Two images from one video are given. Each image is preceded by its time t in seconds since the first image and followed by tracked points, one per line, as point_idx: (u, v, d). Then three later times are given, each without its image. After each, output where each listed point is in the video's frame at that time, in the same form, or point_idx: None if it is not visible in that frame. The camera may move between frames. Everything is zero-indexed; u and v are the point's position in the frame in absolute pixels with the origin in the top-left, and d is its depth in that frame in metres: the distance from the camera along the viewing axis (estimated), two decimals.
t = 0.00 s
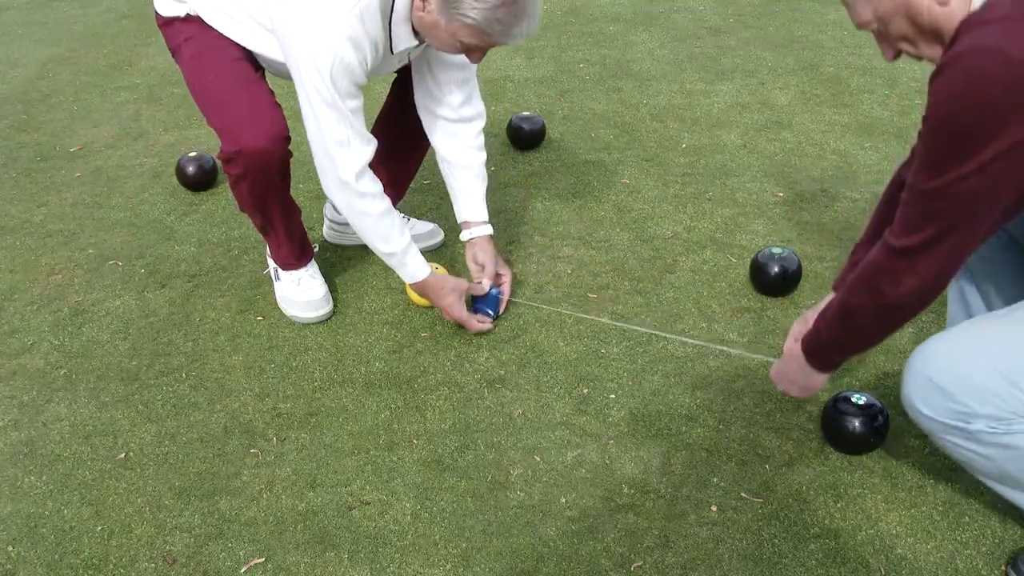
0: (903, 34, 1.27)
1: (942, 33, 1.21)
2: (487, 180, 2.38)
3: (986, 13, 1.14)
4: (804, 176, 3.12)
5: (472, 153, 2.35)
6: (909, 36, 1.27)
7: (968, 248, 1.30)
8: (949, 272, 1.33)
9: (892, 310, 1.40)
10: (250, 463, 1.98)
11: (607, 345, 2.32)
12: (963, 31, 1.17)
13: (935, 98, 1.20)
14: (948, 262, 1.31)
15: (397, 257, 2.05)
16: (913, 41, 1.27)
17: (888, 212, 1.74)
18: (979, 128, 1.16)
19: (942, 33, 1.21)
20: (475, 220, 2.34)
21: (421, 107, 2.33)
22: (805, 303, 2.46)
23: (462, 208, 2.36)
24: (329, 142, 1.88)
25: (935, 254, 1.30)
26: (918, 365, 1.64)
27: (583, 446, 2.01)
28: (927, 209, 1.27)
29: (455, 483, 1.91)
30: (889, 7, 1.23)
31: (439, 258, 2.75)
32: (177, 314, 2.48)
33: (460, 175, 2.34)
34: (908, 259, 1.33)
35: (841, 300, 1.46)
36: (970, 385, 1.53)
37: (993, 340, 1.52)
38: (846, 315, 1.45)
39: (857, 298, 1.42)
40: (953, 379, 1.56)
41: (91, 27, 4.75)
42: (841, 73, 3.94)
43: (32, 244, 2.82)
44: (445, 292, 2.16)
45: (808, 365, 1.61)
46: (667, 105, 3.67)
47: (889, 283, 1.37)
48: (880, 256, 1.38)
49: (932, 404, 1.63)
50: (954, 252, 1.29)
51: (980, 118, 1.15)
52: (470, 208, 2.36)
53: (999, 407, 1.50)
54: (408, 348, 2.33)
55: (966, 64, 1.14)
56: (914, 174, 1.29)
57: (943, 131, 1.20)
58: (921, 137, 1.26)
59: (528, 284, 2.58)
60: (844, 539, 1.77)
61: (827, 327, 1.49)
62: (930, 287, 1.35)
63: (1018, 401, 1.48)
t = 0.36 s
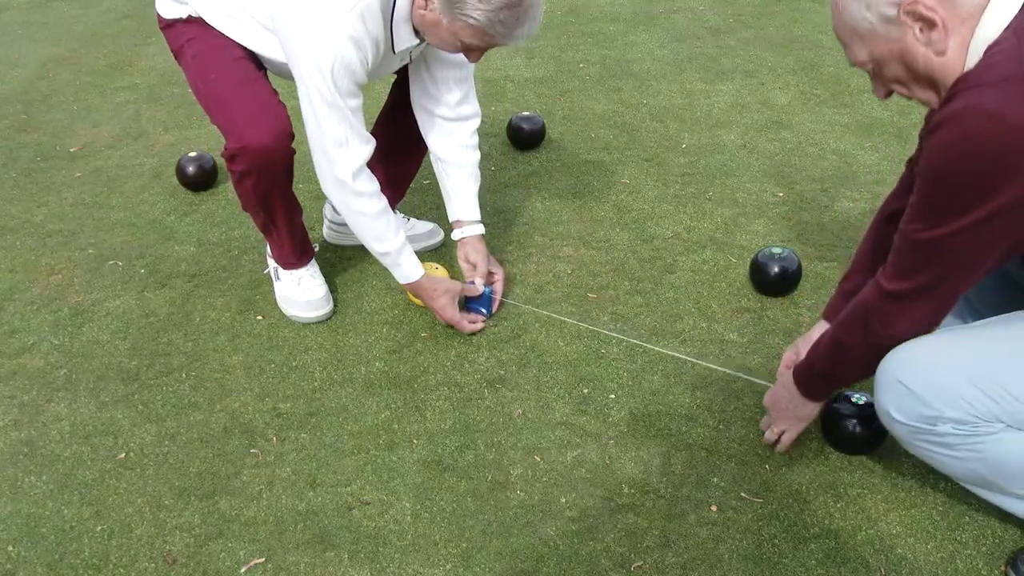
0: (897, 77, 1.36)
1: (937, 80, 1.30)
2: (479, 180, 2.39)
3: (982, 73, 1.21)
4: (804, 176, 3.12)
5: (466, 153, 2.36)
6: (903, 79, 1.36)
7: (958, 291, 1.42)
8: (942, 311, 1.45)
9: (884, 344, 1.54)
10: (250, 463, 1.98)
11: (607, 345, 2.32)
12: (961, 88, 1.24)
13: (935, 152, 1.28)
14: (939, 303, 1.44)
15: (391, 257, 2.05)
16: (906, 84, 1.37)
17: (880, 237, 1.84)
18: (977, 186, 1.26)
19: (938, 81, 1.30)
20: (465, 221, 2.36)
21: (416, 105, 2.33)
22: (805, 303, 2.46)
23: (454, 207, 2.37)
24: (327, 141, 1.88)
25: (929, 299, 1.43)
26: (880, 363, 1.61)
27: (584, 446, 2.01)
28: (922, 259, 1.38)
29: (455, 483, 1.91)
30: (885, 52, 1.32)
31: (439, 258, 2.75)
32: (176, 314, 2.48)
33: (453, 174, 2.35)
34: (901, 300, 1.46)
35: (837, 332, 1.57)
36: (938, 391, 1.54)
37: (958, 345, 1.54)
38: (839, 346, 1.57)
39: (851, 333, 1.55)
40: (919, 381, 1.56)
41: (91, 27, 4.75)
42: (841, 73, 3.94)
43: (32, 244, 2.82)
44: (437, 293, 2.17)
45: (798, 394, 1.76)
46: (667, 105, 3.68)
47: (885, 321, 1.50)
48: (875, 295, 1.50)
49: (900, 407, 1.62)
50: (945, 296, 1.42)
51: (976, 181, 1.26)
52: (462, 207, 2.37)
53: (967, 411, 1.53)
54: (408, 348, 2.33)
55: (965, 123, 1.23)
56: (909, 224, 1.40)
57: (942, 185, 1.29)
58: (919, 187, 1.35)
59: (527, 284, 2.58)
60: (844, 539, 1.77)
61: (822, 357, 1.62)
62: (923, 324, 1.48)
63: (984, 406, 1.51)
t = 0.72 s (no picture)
0: (897, 82, 1.36)
1: (938, 85, 1.31)
2: (475, 181, 2.40)
3: (988, 81, 1.21)
4: (804, 176, 3.12)
5: (461, 154, 2.36)
6: (903, 84, 1.36)
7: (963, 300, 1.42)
8: (946, 318, 1.46)
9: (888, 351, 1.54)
10: (250, 462, 1.98)
11: (607, 345, 2.32)
12: (967, 98, 1.24)
13: (941, 160, 1.28)
14: (944, 311, 1.44)
15: (387, 257, 2.05)
16: (906, 89, 1.37)
17: (878, 242, 1.85)
18: (984, 194, 1.26)
19: (940, 86, 1.31)
20: (460, 221, 2.38)
21: (413, 104, 2.33)
22: (805, 303, 2.46)
23: (449, 208, 2.38)
24: (323, 141, 1.88)
25: (933, 306, 1.44)
26: (896, 359, 1.60)
27: (584, 446, 2.01)
28: (927, 267, 1.38)
29: (455, 483, 1.91)
30: (887, 58, 1.31)
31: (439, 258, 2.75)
32: (176, 314, 2.48)
33: (449, 174, 2.36)
34: (906, 309, 1.46)
35: (841, 340, 1.57)
36: (952, 387, 1.54)
37: (975, 342, 1.55)
38: (844, 354, 1.57)
39: (855, 341, 1.55)
40: (936, 377, 1.55)
41: (91, 27, 4.75)
42: (841, 73, 3.94)
43: (32, 244, 2.82)
44: (433, 293, 2.17)
45: (802, 400, 1.76)
46: (667, 105, 3.68)
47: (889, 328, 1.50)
48: (880, 303, 1.50)
49: (915, 404, 1.62)
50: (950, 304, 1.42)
51: (983, 191, 1.26)
52: (457, 207, 2.38)
53: (984, 408, 1.52)
54: (408, 348, 2.33)
55: (972, 131, 1.23)
56: (914, 232, 1.40)
57: (948, 193, 1.29)
58: (925, 195, 1.35)
59: (528, 284, 2.58)
60: (844, 539, 1.77)
61: (824, 365, 1.62)
62: (926, 330, 1.49)
63: (1001, 403, 1.51)
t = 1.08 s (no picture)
0: (897, 83, 1.36)
1: (938, 86, 1.31)
2: (472, 182, 2.40)
3: (988, 83, 1.21)
4: (804, 176, 3.12)
5: (459, 154, 2.36)
6: (903, 86, 1.36)
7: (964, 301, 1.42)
8: (947, 319, 1.46)
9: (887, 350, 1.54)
10: (250, 463, 1.98)
11: (607, 345, 2.32)
12: (967, 99, 1.24)
13: (941, 161, 1.29)
14: (944, 312, 1.44)
15: (385, 257, 2.05)
16: (905, 90, 1.37)
17: (878, 243, 1.85)
18: (984, 196, 1.26)
19: (939, 87, 1.31)
20: (458, 222, 2.38)
21: (412, 103, 2.33)
22: (805, 303, 2.46)
23: (445, 208, 2.38)
24: (322, 142, 1.88)
25: (933, 307, 1.44)
26: (894, 359, 1.60)
27: (584, 446, 2.01)
28: (927, 268, 1.38)
29: (455, 483, 1.92)
30: (887, 59, 1.31)
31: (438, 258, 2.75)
32: (176, 314, 2.48)
33: (447, 175, 2.36)
34: (906, 309, 1.46)
35: (843, 341, 1.57)
36: (950, 388, 1.54)
37: (973, 342, 1.55)
38: (844, 355, 1.58)
39: (856, 341, 1.55)
40: (934, 378, 1.55)
41: (92, 27, 4.75)
42: (841, 73, 3.94)
43: (32, 244, 2.82)
44: (428, 293, 2.18)
45: (803, 401, 1.76)
46: (667, 105, 3.68)
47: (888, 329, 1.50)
48: (880, 304, 1.50)
49: (914, 405, 1.62)
50: (950, 305, 1.42)
51: (982, 192, 1.26)
52: (454, 208, 2.38)
53: (982, 409, 1.52)
54: (408, 348, 2.33)
55: (972, 132, 1.23)
56: (914, 234, 1.40)
57: (949, 194, 1.29)
58: (925, 196, 1.35)
59: (528, 284, 2.58)
60: (844, 539, 1.77)
61: (824, 366, 1.62)
62: (927, 331, 1.49)
63: (1000, 403, 1.51)
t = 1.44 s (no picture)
0: (895, 81, 1.36)
1: (936, 84, 1.31)
2: (471, 182, 2.40)
3: (987, 81, 1.21)
4: (805, 176, 3.12)
5: (459, 154, 2.37)
6: (901, 84, 1.36)
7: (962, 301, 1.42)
8: (945, 318, 1.46)
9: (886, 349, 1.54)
10: (250, 463, 1.98)
11: (607, 345, 2.32)
12: (965, 98, 1.24)
13: (940, 159, 1.28)
14: (943, 311, 1.44)
15: (383, 257, 2.05)
16: (903, 88, 1.37)
17: (878, 243, 1.85)
18: (983, 194, 1.26)
19: (937, 85, 1.31)
20: (456, 222, 2.38)
21: (412, 103, 2.33)
22: (805, 303, 2.46)
23: (444, 208, 2.38)
24: (321, 142, 1.88)
25: (931, 306, 1.44)
26: (892, 359, 1.60)
27: (584, 446, 2.01)
28: (926, 267, 1.38)
29: (455, 483, 1.92)
30: (885, 57, 1.31)
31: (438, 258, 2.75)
32: (176, 314, 2.48)
33: (446, 175, 2.36)
34: (905, 308, 1.46)
35: (842, 339, 1.58)
36: (948, 388, 1.54)
37: (970, 341, 1.54)
38: (843, 353, 1.58)
39: (854, 339, 1.56)
40: (932, 377, 1.55)
41: (92, 27, 4.75)
42: (841, 73, 3.94)
43: (32, 244, 2.82)
44: (426, 292, 2.18)
45: (803, 400, 1.76)
46: (668, 106, 3.68)
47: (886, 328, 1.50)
48: (879, 302, 1.50)
49: (912, 404, 1.62)
50: (949, 305, 1.42)
51: (981, 191, 1.26)
52: (453, 208, 2.38)
53: (980, 408, 1.53)
54: (407, 348, 2.33)
55: (971, 130, 1.23)
56: (913, 232, 1.40)
57: (948, 193, 1.29)
58: (924, 194, 1.35)
59: (528, 284, 2.58)
60: (844, 539, 1.77)
61: (822, 364, 1.62)
62: (926, 330, 1.49)
63: (996, 402, 1.51)
